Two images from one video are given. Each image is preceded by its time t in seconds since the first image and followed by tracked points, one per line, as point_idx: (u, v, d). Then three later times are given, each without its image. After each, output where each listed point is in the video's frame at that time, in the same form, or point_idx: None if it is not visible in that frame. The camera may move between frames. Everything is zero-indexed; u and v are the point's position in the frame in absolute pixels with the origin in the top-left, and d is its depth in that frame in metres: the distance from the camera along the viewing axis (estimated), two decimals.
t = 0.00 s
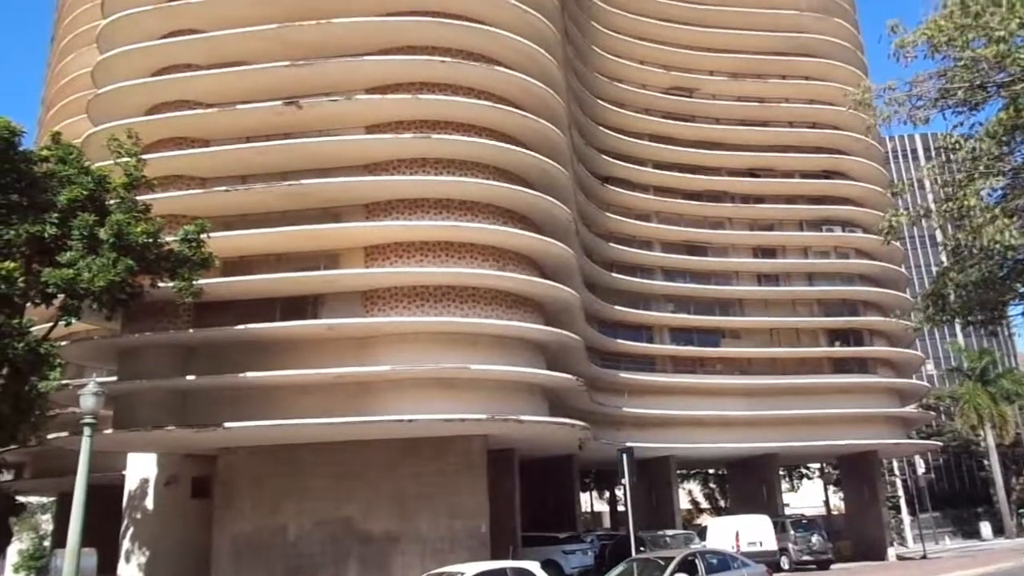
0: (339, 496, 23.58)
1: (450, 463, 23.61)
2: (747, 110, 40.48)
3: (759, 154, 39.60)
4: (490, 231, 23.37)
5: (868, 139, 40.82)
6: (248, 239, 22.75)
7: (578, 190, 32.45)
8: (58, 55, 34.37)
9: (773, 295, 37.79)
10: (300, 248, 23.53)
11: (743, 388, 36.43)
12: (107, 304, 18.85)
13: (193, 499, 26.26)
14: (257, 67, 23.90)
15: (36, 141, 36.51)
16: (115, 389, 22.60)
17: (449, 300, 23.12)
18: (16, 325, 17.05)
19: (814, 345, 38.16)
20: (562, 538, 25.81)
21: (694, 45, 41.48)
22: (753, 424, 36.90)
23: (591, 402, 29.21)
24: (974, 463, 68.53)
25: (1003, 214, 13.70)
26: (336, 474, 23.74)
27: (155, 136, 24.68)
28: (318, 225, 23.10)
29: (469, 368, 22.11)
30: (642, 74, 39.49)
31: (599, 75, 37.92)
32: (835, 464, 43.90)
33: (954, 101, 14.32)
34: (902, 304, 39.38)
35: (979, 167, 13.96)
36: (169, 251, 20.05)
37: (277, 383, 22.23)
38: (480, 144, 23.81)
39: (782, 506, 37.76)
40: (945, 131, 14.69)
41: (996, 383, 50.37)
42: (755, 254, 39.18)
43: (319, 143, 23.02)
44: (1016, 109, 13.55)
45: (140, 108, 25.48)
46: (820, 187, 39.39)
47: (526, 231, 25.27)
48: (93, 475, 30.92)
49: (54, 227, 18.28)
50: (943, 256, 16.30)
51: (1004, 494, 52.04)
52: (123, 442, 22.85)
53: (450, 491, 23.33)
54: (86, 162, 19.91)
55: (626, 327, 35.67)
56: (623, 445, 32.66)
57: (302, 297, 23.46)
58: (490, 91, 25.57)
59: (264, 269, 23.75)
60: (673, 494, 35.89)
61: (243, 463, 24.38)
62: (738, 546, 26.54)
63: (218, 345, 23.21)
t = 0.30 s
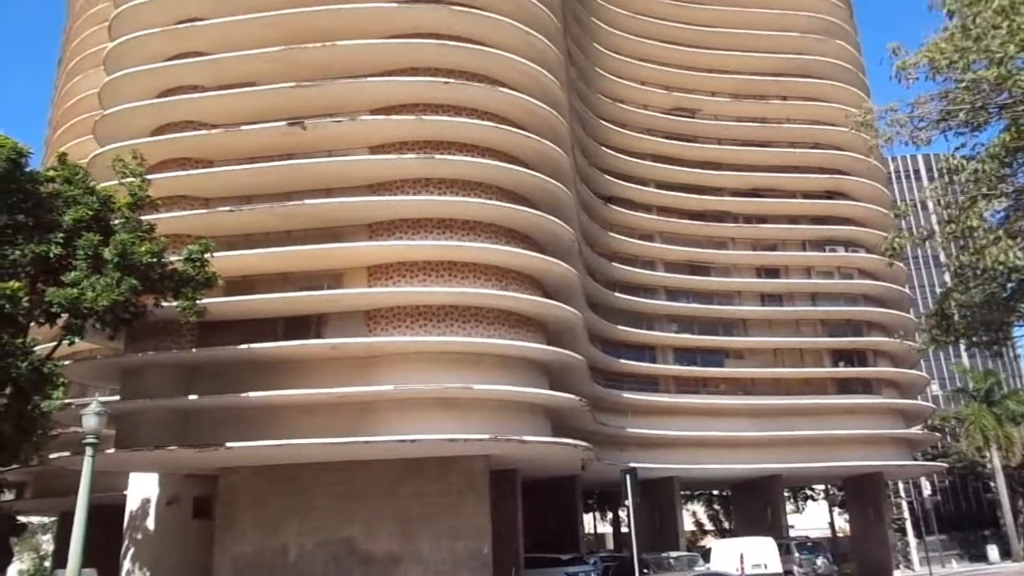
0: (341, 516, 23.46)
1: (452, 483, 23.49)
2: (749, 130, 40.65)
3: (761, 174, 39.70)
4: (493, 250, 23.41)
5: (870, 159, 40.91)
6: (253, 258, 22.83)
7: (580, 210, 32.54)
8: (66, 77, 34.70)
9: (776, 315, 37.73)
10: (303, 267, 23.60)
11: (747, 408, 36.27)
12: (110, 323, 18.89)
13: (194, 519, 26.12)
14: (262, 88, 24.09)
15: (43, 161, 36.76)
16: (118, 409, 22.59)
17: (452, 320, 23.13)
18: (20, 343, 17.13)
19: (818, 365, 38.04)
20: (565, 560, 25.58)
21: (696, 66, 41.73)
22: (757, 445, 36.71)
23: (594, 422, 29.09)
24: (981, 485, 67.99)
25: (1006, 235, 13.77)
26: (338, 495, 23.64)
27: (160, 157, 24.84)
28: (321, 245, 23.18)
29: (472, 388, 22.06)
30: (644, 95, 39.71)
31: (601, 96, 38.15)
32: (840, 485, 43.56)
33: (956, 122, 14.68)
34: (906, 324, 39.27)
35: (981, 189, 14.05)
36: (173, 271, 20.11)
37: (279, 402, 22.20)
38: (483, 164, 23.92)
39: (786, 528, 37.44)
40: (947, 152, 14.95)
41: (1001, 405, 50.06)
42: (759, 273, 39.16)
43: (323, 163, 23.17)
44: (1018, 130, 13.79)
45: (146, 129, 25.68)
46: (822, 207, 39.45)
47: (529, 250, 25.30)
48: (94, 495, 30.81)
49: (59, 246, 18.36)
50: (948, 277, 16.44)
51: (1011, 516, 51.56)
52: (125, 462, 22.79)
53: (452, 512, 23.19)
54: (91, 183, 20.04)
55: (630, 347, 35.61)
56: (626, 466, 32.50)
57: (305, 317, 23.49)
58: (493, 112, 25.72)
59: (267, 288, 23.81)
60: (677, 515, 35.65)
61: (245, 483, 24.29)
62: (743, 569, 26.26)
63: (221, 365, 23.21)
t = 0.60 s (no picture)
0: (347, 537, 23.39)
1: (458, 503, 23.41)
2: (753, 148, 40.78)
3: (766, 191, 39.77)
4: (498, 269, 23.48)
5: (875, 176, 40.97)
6: (259, 278, 22.94)
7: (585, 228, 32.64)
8: (75, 99, 35.07)
9: (782, 332, 37.64)
10: (309, 286, 23.69)
11: (754, 426, 36.11)
12: (117, 344, 18.97)
13: (200, 540, 26.06)
14: (268, 109, 24.31)
15: (51, 183, 37.06)
16: (125, 429, 22.64)
17: (457, 339, 23.17)
18: (28, 365, 17.26)
19: (825, 382, 37.89)
20: None
21: (700, 84, 41.94)
22: (764, 462, 36.51)
23: (601, 440, 29.01)
24: (991, 502, 67.38)
25: (1011, 251, 13.79)
26: (344, 515, 23.58)
27: (168, 178, 25.06)
28: (327, 264, 23.29)
29: (478, 407, 22.05)
30: (648, 113, 39.90)
31: (605, 114, 38.37)
32: (849, 503, 43.23)
33: (959, 139, 14.78)
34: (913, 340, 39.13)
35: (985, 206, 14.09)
36: (179, 291, 20.22)
37: (285, 422, 22.21)
38: (487, 183, 24.04)
39: (796, 547, 37.13)
40: (951, 168, 15.03)
41: (1010, 421, 49.72)
42: (764, 290, 39.12)
43: (329, 184, 23.32)
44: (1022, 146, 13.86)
45: (153, 151, 25.91)
46: (827, 223, 39.47)
47: (534, 269, 25.36)
48: (100, 516, 30.76)
49: (67, 268, 18.49)
50: (955, 292, 16.43)
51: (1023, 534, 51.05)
52: (131, 482, 22.81)
53: (458, 532, 23.09)
54: (99, 205, 20.17)
55: (635, 364, 35.55)
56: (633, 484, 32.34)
57: (311, 336, 23.55)
58: (498, 131, 25.88)
59: (273, 308, 23.90)
60: (685, 534, 35.41)
61: (251, 503, 24.26)
62: None
63: (228, 385, 23.26)
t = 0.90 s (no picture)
0: (352, 557, 23.21)
1: (464, 523, 23.22)
2: (757, 165, 40.81)
3: (771, 208, 39.74)
4: (503, 287, 23.45)
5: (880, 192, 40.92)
6: (265, 297, 22.96)
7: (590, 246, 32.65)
8: (83, 120, 35.33)
9: (789, 349, 37.47)
10: (315, 305, 23.69)
11: (762, 444, 35.86)
12: (123, 364, 18.96)
13: (205, 561, 25.90)
14: (274, 129, 24.44)
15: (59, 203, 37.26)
16: (130, 449, 22.59)
17: (463, 357, 23.11)
18: (34, 386, 17.27)
19: (832, 399, 37.66)
20: None
21: (703, 101, 42.05)
22: (773, 481, 36.22)
23: (608, 459, 28.83)
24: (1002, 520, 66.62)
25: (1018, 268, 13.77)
26: (350, 535, 23.42)
27: (174, 197, 25.17)
28: (333, 283, 23.29)
29: (483, 425, 21.94)
30: (652, 130, 39.99)
31: (610, 132, 38.48)
32: (858, 522, 42.80)
33: (964, 156, 14.84)
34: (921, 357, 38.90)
35: (991, 223, 14.08)
36: (185, 310, 20.18)
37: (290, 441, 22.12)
38: (492, 201, 24.07)
39: (805, 566, 36.73)
40: (957, 186, 15.05)
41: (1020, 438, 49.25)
42: (771, 307, 38.98)
43: (335, 203, 23.37)
44: None
45: (160, 171, 26.07)
46: (833, 240, 39.39)
47: (539, 286, 25.33)
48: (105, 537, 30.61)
49: (73, 287, 18.55)
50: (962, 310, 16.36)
51: None
52: (136, 502, 22.72)
53: (464, 552, 22.88)
54: (106, 224, 20.27)
55: (642, 382, 35.40)
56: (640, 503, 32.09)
57: (316, 355, 23.53)
58: (503, 150, 25.96)
59: (279, 327, 23.90)
60: (693, 553, 35.06)
61: (256, 523, 24.13)
62: None
63: (233, 404, 23.21)
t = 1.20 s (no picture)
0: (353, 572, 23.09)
1: (466, 538, 23.10)
2: (762, 182, 40.87)
3: (775, 225, 39.74)
4: (507, 302, 23.44)
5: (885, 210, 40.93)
6: (268, 309, 23.01)
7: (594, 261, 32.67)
8: (91, 132, 35.56)
9: (793, 367, 37.36)
10: (319, 318, 23.71)
11: (766, 461, 35.66)
12: (126, 376, 18.98)
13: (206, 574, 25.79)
14: (281, 143, 24.57)
15: (65, 216, 37.46)
16: (132, 461, 22.58)
17: (466, 371, 23.08)
18: (37, 397, 17.31)
19: (836, 417, 37.50)
20: None
21: (708, 118, 42.19)
22: (777, 499, 35.99)
23: (611, 476, 28.70)
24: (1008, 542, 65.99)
25: None
26: (351, 550, 23.31)
27: (180, 210, 25.29)
28: (337, 296, 23.32)
29: (486, 441, 21.88)
30: (657, 147, 40.11)
31: (614, 149, 38.61)
32: (863, 542, 42.46)
33: (969, 175, 14.89)
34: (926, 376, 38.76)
35: (996, 242, 14.08)
36: (189, 323, 20.19)
37: (293, 455, 22.07)
38: (497, 215, 24.12)
39: None
40: (963, 204, 15.08)
41: None
42: (775, 324, 38.90)
43: (339, 217, 23.46)
44: None
45: (166, 183, 26.21)
46: (837, 257, 39.37)
47: (543, 301, 25.32)
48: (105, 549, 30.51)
49: (78, 299, 18.61)
50: (968, 328, 16.34)
51: None
52: (137, 515, 22.68)
53: (466, 568, 22.75)
54: (112, 237, 20.35)
55: (645, 398, 35.30)
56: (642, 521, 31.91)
57: (319, 368, 23.52)
58: (508, 165, 26.04)
59: (283, 339, 23.93)
60: (696, 572, 34.79)
61: (257, 537, 24.04)
62: None
63: (236, 417, 23.19)
